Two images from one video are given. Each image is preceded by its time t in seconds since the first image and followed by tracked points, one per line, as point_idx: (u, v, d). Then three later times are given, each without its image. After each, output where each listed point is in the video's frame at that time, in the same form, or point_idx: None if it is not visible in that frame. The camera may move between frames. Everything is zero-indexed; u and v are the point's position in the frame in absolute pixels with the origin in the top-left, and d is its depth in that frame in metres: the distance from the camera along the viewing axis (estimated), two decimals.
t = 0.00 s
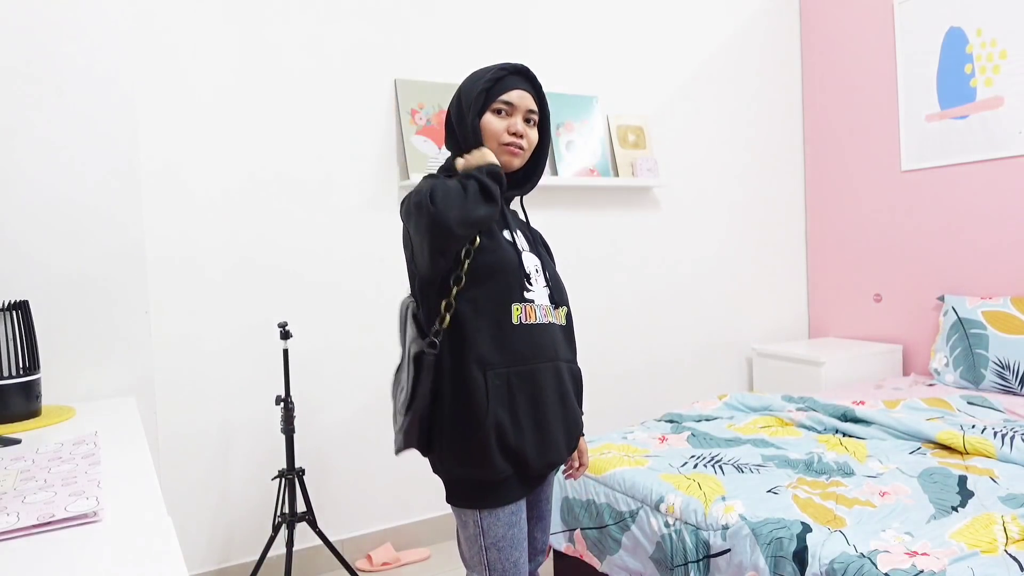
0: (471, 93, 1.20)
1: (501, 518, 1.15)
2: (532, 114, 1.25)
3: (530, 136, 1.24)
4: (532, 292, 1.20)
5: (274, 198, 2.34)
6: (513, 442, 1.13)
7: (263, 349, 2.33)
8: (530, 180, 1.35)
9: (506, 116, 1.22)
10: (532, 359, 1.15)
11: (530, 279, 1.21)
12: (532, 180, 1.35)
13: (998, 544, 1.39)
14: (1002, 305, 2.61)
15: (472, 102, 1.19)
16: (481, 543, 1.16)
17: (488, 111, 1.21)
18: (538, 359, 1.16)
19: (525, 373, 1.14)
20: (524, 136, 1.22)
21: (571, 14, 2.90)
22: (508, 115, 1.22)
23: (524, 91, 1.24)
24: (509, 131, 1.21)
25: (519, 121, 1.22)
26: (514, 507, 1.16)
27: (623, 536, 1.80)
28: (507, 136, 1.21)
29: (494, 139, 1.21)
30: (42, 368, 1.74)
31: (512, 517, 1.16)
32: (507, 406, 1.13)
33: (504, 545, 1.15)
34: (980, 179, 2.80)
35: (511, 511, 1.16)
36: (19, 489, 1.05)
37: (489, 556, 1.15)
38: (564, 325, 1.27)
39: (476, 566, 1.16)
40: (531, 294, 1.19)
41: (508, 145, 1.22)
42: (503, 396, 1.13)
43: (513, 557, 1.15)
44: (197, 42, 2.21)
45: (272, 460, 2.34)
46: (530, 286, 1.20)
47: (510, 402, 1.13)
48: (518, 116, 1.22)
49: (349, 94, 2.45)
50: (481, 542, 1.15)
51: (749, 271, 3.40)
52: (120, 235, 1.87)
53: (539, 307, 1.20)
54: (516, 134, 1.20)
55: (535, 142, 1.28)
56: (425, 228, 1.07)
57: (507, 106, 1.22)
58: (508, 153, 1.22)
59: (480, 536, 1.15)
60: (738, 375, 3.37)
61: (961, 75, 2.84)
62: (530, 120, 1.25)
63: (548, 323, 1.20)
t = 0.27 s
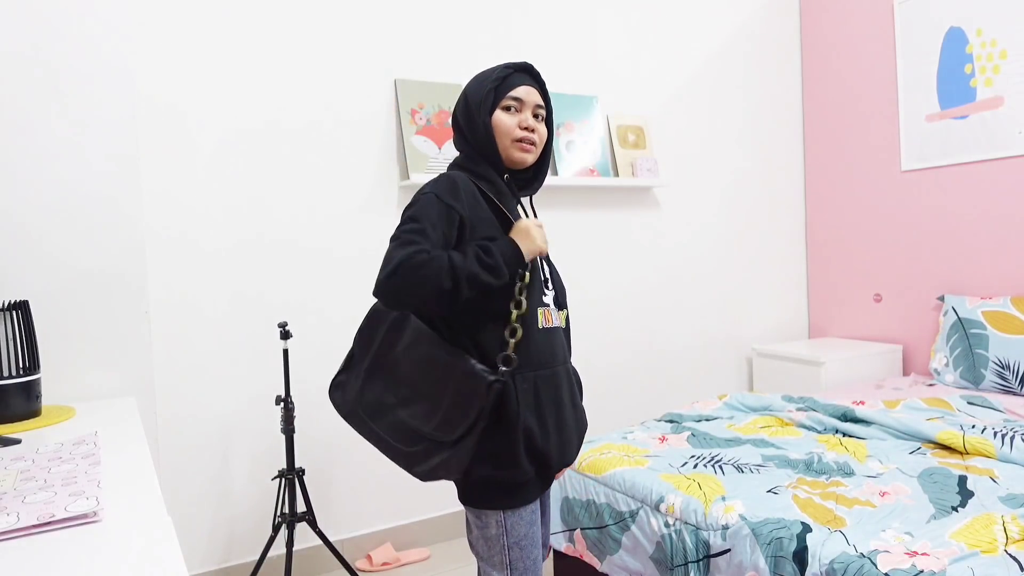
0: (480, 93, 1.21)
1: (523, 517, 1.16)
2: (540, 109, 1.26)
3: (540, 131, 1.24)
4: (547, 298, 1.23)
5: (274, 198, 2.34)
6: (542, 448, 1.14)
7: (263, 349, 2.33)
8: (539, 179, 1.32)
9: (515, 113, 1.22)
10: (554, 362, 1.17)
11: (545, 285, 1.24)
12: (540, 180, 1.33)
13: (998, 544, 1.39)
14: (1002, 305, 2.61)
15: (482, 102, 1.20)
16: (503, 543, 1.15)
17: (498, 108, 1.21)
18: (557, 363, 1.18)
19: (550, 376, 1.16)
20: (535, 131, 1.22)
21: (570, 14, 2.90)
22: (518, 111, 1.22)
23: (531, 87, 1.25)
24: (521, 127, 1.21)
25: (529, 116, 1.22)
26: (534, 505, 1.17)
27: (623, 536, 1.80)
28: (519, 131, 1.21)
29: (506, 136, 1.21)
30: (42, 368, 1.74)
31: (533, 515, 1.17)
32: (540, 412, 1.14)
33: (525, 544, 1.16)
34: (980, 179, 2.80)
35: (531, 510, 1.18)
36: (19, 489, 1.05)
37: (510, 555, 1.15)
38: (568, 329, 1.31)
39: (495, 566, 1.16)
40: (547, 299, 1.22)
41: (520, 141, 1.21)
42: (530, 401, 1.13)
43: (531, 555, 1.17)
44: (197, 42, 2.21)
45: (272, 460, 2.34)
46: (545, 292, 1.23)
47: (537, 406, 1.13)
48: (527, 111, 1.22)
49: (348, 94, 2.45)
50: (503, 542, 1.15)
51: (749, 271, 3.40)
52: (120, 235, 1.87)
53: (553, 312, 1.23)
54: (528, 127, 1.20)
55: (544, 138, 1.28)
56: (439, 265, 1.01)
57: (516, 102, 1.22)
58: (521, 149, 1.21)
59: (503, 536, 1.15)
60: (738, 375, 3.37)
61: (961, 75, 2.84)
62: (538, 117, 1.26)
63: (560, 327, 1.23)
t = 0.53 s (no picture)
0: (475, 90, 1.20)
1: (528, 516, 1.16)
2: (535, 104, 1.25)
3: (536, 127, 1.24)
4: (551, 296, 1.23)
5: (274, 198, 2.34)
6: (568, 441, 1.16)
7: (262, 349, 2.33)
8: (538, 173, 1.33)
9: (512, 109, 1.21)
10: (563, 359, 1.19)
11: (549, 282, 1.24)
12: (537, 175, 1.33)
13: (997, 544, 1.39)
14: (1002, 305, 2.61)
15: (478, 100, 1.19)
16: (508, 541, 1.15)
17: (494, 106, 1.21)
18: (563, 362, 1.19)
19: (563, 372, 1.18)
20: (532, 128, 1.22)
21: (570, 14, 2.90)
22: (514, 108, 1.22)
23: (525, 82, 1.24)
24: (518, 124, 1.21)
25: (526, 112, 1.22)
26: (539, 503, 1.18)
27: (624, 536, 1.80)
28: (517, 129, 1.21)
29: (504, 133, 1.20)
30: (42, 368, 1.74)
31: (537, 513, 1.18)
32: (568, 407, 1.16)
33: (530, 541, 1.16)
34: (980, 178, 2.80)
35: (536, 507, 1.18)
36: (19, 489, 1.05)
37: (515, 553, 1.15)
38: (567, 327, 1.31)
39: (499, 564, 1.16)
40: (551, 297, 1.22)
41: (518, 139, 1.21)
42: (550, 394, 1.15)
43: (534, 552, 1.17)
44: (197, 42, 2.21)
45: (271, 461, 2.34)
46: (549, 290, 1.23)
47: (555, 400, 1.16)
48: (523, 107, 1.22)
49: (348, 94, 2.45)
50: (509, 540, 1.15)
51: (749, 271, 3.40)
52: (120, 235, 1.87)
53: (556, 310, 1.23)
54: (526, 124, 1.20)
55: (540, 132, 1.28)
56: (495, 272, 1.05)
57: (512, 99, 1.21)
58: (518, 146, 1.22)
59: (508, 534, 1.15)
60: (738, 376, 3.37)
61: (961, 75, 2.84)
62: (533, 112, 1.25)
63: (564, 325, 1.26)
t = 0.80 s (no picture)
0: (472, 90, 1.20)
1: (534, 515, 1.16)
2: (533, 103, 1.25)
3: (534, 126, 1.24)
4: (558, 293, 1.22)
5: (274, 198, 2.34)
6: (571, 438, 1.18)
7: (262, 349, 2.33)
8: (534, 173, 1.33)
9: (510, 110, 1.21)
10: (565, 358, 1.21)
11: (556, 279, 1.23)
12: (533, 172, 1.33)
13: (998, 544, 1.39)
14: (1002, 305, 2.61)
15: (477, 100, 1.19)
16: (515, 540, 1.15)
17: (493, 106, 1.20)
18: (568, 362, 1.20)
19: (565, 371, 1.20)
20: (529, 128, 1.22)
21: (571, 14, 2.90)
22: (511, 108, 1.22)
23: (522, 81, 1.24)
24: (517, 124, 1.21)
25: (524, 113, 1.22)
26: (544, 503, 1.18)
27: (623, 536, 1.80)
28: (515, 129, 1.21)
29: (503, 134, 1.20)
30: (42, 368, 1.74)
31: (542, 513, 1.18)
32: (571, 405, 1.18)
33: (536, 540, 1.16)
34: (980, 179, 2.80)
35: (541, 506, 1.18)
36: (19, 489, 1.05)
37: (522, 553, 1.15)
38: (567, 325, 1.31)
39: (504, 564, 1.16)
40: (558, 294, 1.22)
41: (516, 139, 1.22)
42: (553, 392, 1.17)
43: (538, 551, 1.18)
44: (197, 42, 2.21)
45: (271, 461, 2.34)
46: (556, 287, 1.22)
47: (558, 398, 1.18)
48: (521, 108, 1.22)
49: (348, 94, 2.45)
50: (514, 540, 1.15)
51: (749, 271, 3.40)
52: (119, 235, 1.87)
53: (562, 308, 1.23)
54: (525, 125, 1.20)
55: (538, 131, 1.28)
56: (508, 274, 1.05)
57: (510, 99, 1.21)
58: (517, 147, 1.22)
59: (515, 534, 1.15)
60: (738, 375, 3.37)
61: (961, 75, 2.84)
62: (531, 111, 1.25)
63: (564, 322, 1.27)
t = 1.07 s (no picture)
0: (467, 89, 1.20)
1: (518, 517, 1.16)
2: (530, 101, 1.24)
3: (531, 125, 1.23)
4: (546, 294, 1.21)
5: (274, 198, 2.34)
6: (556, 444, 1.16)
7: (262, 349, 2.33)
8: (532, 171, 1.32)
9: (504, 109, 1.21)
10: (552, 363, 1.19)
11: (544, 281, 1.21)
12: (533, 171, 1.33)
13: (998, 544, 1.39)
14: (1002, 305, 2.61)
15: (470, 99, 1.19)
16: (498, 542, 1.15)
17: (487, 106, 1.20)
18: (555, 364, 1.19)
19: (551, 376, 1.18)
20: (525, 127, 1.21)
21: (571, 14, 2.90)
22: (506, 107, 1.21)
23: (519, 80, 1.23)
24: (511, 124, 1.20)
25: (519, 112, 1.21)
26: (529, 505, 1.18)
27: (623, 536, 1.80)
28: (509, 129, 1.20)
29: (497, 133, 1.20)
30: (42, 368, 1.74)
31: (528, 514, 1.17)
32: (554, 411, 1.15)
33: (522, 542, 1.16)
34: (980, 179, 2.80)
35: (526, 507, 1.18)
36: (19, 489, 1.05)
37: (507, 554, 1.15)
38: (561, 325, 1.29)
39: (490, 565, 1.16)
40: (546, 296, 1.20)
41: (510, 138, 1.21)
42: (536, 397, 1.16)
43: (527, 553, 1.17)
44: (197, 42, 2.21)
45: (271, 461, 2.34)
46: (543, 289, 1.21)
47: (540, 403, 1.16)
48: (516, 106, 1.21)
49: (348, 94, 2.45)
50: (499, 541, 1.15)
51: (749, 271, 3.40)
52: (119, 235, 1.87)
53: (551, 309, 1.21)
54: (518, 124, 1.19)
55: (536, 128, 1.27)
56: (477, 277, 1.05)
57: (504, 98, 1.21)
58: (512, 146, 1.21)
59: (498, 535, 1.15)
60: (738, 375, 3.37)
61: (961, 75, 2.84)
62: (528, 109, 1.25)
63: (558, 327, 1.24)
